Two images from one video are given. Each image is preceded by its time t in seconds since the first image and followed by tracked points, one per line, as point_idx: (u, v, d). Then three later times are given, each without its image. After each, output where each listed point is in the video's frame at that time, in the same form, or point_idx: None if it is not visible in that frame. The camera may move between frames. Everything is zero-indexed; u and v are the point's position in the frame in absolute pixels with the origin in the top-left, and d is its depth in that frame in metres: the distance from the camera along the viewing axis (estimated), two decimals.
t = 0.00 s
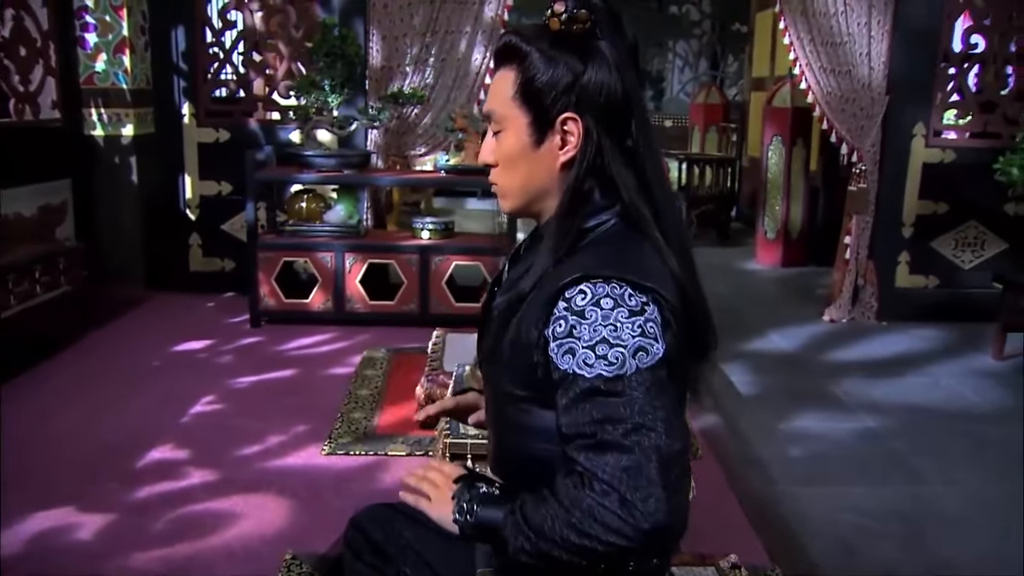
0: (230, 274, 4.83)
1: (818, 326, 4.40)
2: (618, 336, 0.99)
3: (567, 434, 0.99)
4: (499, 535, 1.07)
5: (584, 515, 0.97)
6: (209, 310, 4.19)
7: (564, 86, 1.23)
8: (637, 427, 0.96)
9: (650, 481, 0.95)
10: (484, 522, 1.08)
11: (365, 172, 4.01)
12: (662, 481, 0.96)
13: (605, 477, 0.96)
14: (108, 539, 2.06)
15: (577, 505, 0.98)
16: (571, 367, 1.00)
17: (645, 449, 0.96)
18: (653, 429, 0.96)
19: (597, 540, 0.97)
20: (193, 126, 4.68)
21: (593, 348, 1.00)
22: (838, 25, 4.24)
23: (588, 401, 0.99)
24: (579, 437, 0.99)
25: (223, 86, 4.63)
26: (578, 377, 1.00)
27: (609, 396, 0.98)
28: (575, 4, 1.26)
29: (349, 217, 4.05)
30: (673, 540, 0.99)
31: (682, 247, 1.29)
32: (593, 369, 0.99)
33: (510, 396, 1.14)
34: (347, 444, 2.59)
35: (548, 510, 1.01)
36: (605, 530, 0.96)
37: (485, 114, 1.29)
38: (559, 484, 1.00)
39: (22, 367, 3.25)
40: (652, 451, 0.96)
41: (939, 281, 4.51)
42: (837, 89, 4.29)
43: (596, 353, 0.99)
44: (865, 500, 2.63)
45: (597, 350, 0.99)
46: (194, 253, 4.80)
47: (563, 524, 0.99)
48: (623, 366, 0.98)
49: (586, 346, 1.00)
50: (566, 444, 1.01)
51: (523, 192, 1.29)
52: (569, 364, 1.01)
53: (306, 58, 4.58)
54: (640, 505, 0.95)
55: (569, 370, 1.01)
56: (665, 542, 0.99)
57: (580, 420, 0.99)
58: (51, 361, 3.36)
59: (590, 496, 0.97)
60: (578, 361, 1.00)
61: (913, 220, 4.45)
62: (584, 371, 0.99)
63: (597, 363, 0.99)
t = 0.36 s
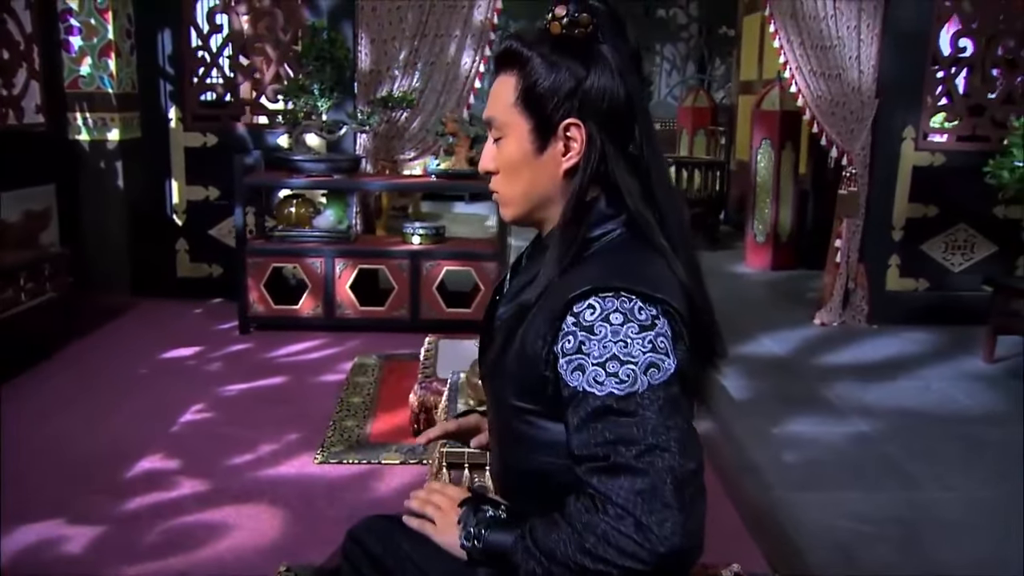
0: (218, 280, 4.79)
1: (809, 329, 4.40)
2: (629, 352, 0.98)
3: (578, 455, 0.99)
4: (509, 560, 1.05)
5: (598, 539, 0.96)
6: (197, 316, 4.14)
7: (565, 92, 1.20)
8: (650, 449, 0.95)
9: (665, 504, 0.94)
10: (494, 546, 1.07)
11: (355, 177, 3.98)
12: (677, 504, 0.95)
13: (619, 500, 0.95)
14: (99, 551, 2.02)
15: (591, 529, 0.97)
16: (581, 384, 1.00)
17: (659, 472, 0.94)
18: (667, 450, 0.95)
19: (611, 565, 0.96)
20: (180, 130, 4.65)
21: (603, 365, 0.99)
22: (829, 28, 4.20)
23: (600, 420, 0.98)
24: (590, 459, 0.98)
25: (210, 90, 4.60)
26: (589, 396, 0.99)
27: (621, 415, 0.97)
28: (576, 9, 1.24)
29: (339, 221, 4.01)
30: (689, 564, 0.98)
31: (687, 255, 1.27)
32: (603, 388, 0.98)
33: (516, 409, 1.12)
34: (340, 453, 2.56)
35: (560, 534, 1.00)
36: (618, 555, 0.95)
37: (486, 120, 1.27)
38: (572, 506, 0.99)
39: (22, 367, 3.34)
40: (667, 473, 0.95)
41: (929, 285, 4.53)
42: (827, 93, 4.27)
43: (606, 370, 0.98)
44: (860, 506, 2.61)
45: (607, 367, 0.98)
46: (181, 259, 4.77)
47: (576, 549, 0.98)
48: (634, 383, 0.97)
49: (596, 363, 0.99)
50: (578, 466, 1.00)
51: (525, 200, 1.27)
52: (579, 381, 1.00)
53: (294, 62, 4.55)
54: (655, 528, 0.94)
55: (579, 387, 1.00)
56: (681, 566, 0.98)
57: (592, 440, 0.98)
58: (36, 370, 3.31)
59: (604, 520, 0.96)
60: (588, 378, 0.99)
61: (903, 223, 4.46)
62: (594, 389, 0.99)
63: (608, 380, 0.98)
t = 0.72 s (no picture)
0: (203, 283, 4.75)
1: (797, 331, 4.41)
2: (638, 365, 0.98)
3: (588, 471, 0.98)
4: None
5: (609, 558, 0.96)
6: (182, 321, 4.09)
7: (566, 94, 1.18)
8: (661, 465, 0.95)
9: (677, 521, 0.95)
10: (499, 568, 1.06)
11: (343, 179, 3.95)
12: (690, 520, 0.95)
13: (631, 518, 0.95)
14: (85, 562, 1.99)
15: (602, 548, 0.96)
16: (589, 398, 0.99)
17: (671, 488, 0.95)
18: (678, 466, 0.95)
19: None
20: (163, 132, 4.60)
21: (611, 378, 0.98)
22: (814, 30, 4.24)
23: (610, 435, 0.98)
24: (600, 476, 0.98)
25: (194, 91, 4.56)
26: (598, 410, 0.98)
27: (631, 430, 0.97)
28: (575, 9, 1.22)
29: (326, 224, 3.97)
30: None
31: (689, 259, 1.27)
32: (613, 402, 0.98)
33: (518, 420, 1.11)
34: (330, 459, 2.52)
35: (569, 553, 0.99)
36: (630, 574, 0.95)
37: (484, 124, 1.25)
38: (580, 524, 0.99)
39: (15, 368, 3.35)
40: (679, 489, 0.95)
41: (916, 285, 4.53)
42: (814, 94, 4.29)
43: (615, 385, 0.98)
44: (854, 509, 2.61)
45: (615, 380, 0.98)
46: (165, 263, 4.72)
47: (585, 568, 0.97)
48: (644, 397, 0.97)
49: (604, 377, 0.99)
50: (587, 482, 0.99)
51: (526, 205, 1.25)
52: (587, 395, 0.99)
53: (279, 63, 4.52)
54: (668, 546, 0.95)
55: (587, 401, 1.00)
56: None
57: (601, 456, 0.98)
58: (17, 376, 3.26)
59: (616, 538, 0.96)
60: (596, 392, 0.99)
61: (891, 224, 4.47)
62: (603, 403, 0.98)
63: (617, 395, 0.98)
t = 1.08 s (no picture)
0: (185, 287, 4.70)
1: (784, 332, 4.41)
2: (646, 378, 0.97)
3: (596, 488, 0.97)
4: None
5: None
6: (164, 326, 4.04)
7: (564, 98, 1.16)
8: (672, 480, 0.94)
9: (687, 537, 0.94)
10: None
11: (328, 183, 3.91)
12: (701, 536, 0.94)
13: (641, 535, 0.94)
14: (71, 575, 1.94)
15: (611, 566, 0.95)
16: (597, 412, 0.98)
17: (683, 505, 0.94)
18: (688, 481, 0.94)
19: None
20: (145, 135, 4.56)
21: (619, 392, 0.97)
22: (801, 32, 4.27)
23: (620, 451, 0.96)
24: (609, 492, 0.97)
25: (176, 94, 4.52)
26: (605, 424, 0.97)
27: (640, 445, 0.96)
28: (572, 10, 1.19)
29: (311, 228, 3.92)
30: None
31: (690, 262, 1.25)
32: (621, 417, 0.96)
33: (520, 432, 1.10)
34: (318, 467, 2.48)
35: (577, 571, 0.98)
36: None
37: (480, 128, 1.22)
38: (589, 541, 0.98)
39: None
40: (691, 505, 0.94)
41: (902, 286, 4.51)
42: (800, 96, 4.32)
43: (622, 399, 0.97)
44: (848, 511, 2.60)
45: (623, 395, 0.97)
46: (146, 267, 4.66)
47: None
48: (652, 411, 0.96)
49: (610, 391, 0.97)
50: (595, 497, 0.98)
51: (524, 210, 1.22)
52: (594, 409, 0.98)
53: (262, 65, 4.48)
54: (679, 562, 0.93)
55: (595, 415, 0.98)
56: None
57: (610, 472, 0.96)
58: None
59: (626, 557, 0.95)
60: (603, 406, 0.97)
61: (876, 226, 4.53)
62: (611, 418, 0.97)
63: (625, 409, 0.96)
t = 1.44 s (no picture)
0: (169, 293, 4.64)
1: (773, 335, 4.42)
2: (660, 396, 0.96)
3: (611, 508, 0.96)
4: None
5: None
6: (149, 333, 3.99)
7: (568, 103, 1.11)
8: (690, 499, 0.93)
9: (706, 558, 0.93)
10: None
11: (315, 188, 3.87)
12: (720, 556, 0.94)
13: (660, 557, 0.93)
14: None
15: None
16: (610, 430, 0.97)
17: (701, 525, 0.93)
18: (705, 501, 0.94)
19: None
20: (128, 140, 4.50)
21: (633, 410, 0.96)
22: (788, 35, 4.26)
23: (636, 470, 0.95)
24: (625, 512, 0.95)
25: (160, 97, 4.48)
26: (620, 443, 0.96)
27: (656, 463, 0.95)
28: (574, 13, 1.16)
29: (299, 233, 3.88)
30: None
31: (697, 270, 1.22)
32: (636, 435, 0.95)
33: (527, 448, 1.08)
34: (309, 477, 2.44)
35: None
36: None
37: (480, 135, 1.18)
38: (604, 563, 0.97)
39: None
40: (710, 524, 0.94)
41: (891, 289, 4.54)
42: (788, 99, 4.31)
43: (637, 416, 0.96)
44: (843, 518, 2.59)
45: (638, 412, 0.96)
46: (130, 273, 4.60)
47: None
48: (668, 428, 0.95)
49: (624, 409, 0.96)
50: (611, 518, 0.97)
51: (526, 219, 1.18)
52: (607, 427, 0.97)
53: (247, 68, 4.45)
54: None
55: (608, 433, 0.97)
56: None
57: (625, 492, 0.95)
58: None
59: None
60: (617, 424, 0.96)
61: (864, 229, 4.50)
62: (626, 436, 0.96)
63: (640, 427, 0.95)
